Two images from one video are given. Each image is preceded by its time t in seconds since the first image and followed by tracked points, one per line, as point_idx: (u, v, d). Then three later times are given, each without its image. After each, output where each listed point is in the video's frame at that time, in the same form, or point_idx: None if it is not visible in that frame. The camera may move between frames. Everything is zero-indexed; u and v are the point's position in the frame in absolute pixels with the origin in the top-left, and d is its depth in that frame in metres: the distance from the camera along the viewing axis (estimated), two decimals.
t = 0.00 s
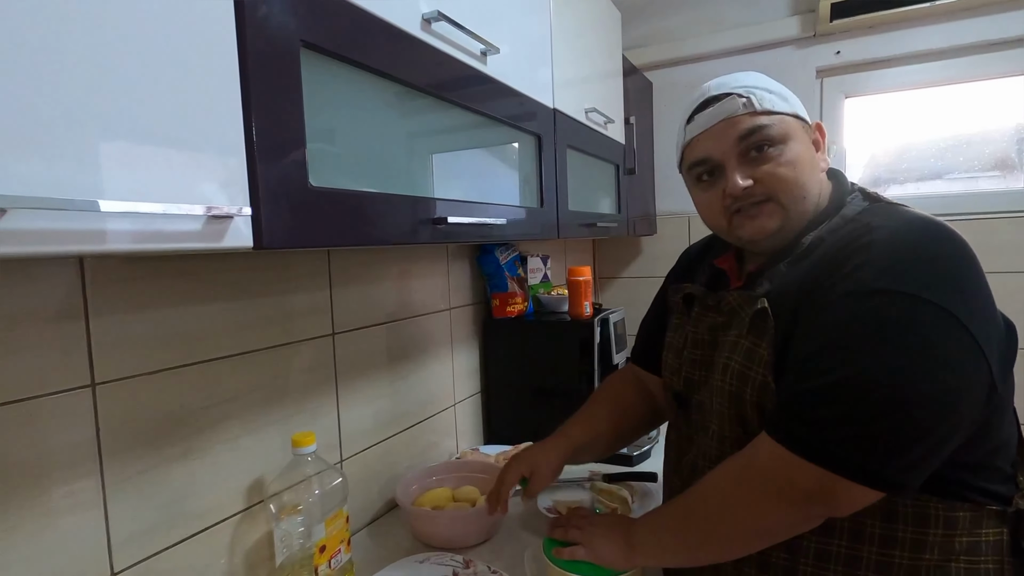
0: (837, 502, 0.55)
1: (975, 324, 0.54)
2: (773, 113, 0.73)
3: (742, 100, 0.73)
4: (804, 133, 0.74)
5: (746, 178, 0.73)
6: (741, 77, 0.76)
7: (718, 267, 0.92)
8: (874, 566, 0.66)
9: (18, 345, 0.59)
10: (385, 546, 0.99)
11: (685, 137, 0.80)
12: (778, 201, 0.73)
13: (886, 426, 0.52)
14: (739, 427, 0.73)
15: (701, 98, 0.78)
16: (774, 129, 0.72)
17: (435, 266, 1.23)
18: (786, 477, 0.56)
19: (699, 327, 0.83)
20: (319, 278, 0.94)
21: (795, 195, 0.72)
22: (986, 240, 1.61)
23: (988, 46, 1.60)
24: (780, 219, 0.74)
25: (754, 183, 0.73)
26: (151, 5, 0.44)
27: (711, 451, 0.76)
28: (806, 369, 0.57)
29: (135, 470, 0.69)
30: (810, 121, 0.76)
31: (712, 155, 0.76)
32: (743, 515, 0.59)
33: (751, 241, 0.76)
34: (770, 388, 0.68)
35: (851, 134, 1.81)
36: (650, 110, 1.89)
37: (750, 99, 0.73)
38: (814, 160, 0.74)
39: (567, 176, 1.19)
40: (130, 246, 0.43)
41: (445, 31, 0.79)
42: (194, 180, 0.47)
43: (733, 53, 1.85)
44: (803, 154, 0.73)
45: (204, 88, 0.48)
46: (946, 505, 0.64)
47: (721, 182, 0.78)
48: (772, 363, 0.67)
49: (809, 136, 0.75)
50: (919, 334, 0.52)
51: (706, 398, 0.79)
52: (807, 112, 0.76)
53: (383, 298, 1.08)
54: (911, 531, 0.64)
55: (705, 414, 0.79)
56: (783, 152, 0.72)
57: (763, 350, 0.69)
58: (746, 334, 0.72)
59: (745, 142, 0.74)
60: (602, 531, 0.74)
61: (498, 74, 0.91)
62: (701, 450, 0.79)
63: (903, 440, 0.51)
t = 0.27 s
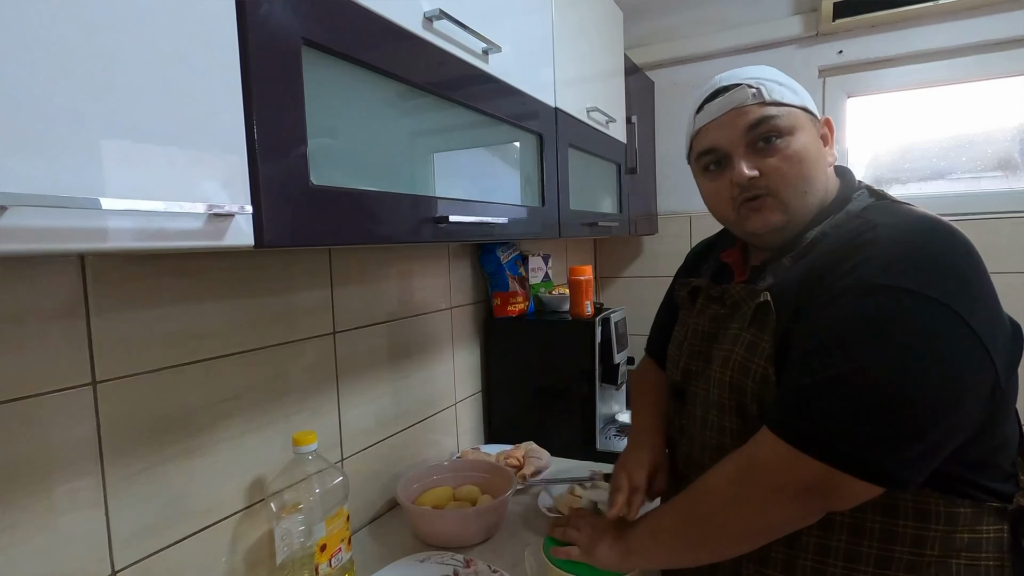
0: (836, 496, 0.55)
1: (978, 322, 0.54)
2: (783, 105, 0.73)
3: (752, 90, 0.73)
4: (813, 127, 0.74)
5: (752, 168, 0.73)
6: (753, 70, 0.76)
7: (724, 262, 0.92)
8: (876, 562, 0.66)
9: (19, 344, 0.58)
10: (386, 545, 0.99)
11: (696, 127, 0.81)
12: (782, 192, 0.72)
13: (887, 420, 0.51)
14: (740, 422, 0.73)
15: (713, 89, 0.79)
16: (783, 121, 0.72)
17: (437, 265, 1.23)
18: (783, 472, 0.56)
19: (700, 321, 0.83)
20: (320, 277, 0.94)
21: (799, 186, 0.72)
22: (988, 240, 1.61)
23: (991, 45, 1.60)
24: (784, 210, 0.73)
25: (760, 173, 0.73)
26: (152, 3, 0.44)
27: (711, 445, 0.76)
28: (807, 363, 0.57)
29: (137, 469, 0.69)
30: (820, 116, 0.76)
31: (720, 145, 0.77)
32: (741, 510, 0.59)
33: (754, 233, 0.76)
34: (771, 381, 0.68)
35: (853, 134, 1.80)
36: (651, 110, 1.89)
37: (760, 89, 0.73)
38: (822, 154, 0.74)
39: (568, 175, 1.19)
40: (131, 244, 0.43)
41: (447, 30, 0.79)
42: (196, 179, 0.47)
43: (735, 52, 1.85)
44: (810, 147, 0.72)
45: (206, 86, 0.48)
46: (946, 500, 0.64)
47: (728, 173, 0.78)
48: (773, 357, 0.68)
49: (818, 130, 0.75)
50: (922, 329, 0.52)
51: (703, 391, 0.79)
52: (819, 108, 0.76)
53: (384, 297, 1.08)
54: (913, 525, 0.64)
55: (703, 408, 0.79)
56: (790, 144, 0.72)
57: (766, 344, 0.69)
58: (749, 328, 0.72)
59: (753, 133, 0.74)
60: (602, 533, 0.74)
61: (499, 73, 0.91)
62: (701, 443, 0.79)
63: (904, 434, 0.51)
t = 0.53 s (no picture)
0: (841, 514, 0.55)
1: (978, 331, 0.53)
2: (766, 131, 0.72)
3: (734, 120, 0.72)
4: (798, 146, 0.74)
5: (745, 202, 0.73)
6: (733, 91, 0.74)
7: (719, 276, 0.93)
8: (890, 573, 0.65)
9: (17, 346, 0.58)
10: (386, 547, 0.99)
11: (677, 160, 0.80)
12: (776, 221, 0.72)
13: (891, 441, 0.51)
14: (742, 434, 0.73)
15: (691, 119, 0.77)
16: (768, 149, 0.72)
17: (435, 266, 1.23)
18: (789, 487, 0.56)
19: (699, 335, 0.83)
20: (319, 278, 0.94)
21: (793, 212, 0.72)
22: (986, 239, 1.61)
23: (986, 45, 1.60)
24: (779, 237, 0.74)
25: (753, 206, 0.72)
26: (148, 4, 0.44)
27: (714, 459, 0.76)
28: (809, 381, 0.56)
29: (135, 472, 0.69)
30: (802, 133, 0.75)
31: (707, 180, 0.76)
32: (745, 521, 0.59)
33: (752, 256, 0.77)
34: (771, 400, 0.68)
35: (850, 134, 1.81)
36: (649, 110, 1.89)
37: (741, 118, 0.72)
38: (810, 173, 0.74)
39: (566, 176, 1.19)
40: (128, 246, 0.43)
41: (444, 31, 0.79)
42: (193, 181, 0.47)
43: (732, 53, 1.85)
44: (798, 170, 0.72)
45: (203, 89, 0.48)
46: (957, 509, 0.64)
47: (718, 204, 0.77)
48: (771, 375, 0.68)
49: (802, 149, 0.75)
50: (921, 346, 0.51)
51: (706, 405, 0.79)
52: (799, 124, 0.76)
53: (382, 299, 1.08)
54: (925, 536, 0.64)
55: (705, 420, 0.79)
56: (779, 172, 0.72)
57: (762, 360, 0.69)
58: (746, 345, 0.71)
59: (740, 165, 0.73)
60: (605, 527, 0.74)
61: (497, 74, 0.91)
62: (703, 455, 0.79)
63: (908, 454, 0.51)
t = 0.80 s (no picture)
0: (828, 491, 0.55)
1: (974, 319, 0.54)
2: (782, 107, 0.72)
3: (751, 93, 0.73)
4: (812, 127, 0.74)
5: (752, 171, 0.73)
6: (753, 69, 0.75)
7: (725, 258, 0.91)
8: (863, 557, 0.66)
9: (16, 346, 0.58)
10: (385, 546, 0.99)
11: (695, 128, 0.80)
12: (781, 194, 0.73)
13: (882, 416, 0.51)
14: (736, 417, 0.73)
15: (711, 90, 0.78)
16: (782, 123, 0.72)
17: (434, 265, 1.23)
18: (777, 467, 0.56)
19: (699, 316, 0.84)
20: (318, 278, 0.94)
21: (798, 187, 0.72)
22: (985, 238, 1.61)
23: (985, 44, 1.61)
24: (782, 211, 0.73)
25: (760, 176, 0.73)
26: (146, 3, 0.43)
27: (705, 439, 0.76)
28: (802, 357, 0.57)
29: (135, 470, 0.69)
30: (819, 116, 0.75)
31: (720, 148, 0.76)
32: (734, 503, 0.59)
33: (752, 232, 0.77)
34: (767, 377, 0.68)
35: (850, 133, 1.81)
36: (648, 109, 1.89)
37: (758, 92, 0.73)
38: (820, 155, 0.74)
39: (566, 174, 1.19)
40: (127, 245, 0.43)
41: (443, 30, 0.79)
42: (192, 180, 0.47)
43: (731, 52, 1.85)
44: (809, 148, 0.72)
45: (202, 87, 0.48)
46: (939, 498, 0.64)
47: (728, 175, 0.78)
48: (769, 354, 0.68)
49: (817, 130, 0.75)
50: (919, 325, 0.52)
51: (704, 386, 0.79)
52: (817, 108, 0.76)
53: (382, 298, 1.08)
54: (902, 523, 0.65)
55: (700, 402, 0.79)
56: (790, 146, 0.72)
57: (762, 339, 0.69)
58: (746, 323, 0.71)
59: (753, 135, 0.73)
60: (602, 526, 0.74)
61: (496, 73, 0.91)
62: (697, 437, 0.79)
63: (897, 430, 0.51)
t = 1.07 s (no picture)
0: (836, 503, 0.55)
1: (976, 324, 0.53)
2: (776, 111, 0.73)
3: (744, 97, 0.73)
4: (807, 130, 0.74)
5: (747, 176, 0.73)
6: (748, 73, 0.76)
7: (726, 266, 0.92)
8: (872, 565, 0.66)
9: (14, 346, 0.58)
10: (384, 546, 0.99)
11: (690, 133, 0.81)
12: (776, 198, 0.73)
13: (884, 427, 0.52)
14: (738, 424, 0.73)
15: (706, 95, 0.78)
16: (776, 127, 0.72)
17: (434, 266, 1.23)
18: (783, 478, 0.56)
19: (703, 322, 0.84)
20: (318, 278, 0.94)
21: (794, 191, 0.72)
22: (984, 239, 1.62)
23: (984, 46, 1.61)
24: (779, 215, 0.74)
25: (755, 180, 0.73)
26: (145, 3, 0.43)
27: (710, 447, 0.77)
28: (802, 368, 0.57)
29: (133, 470, 0.69)
30: (814, 119, 0.75)
31: (715, 152, 0.77)
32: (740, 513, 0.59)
33: (752, 237, 0.77)
34: (764, 385, 0.68)
35: (849, 134, 1.81)
36: (647, 110, 1.89)
37: (751, 96, 0.73)
38: (816, 157, 0.74)
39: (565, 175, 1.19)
40: (126, 245, 0.43)
41: (443, 31, 0.79)
42: (192, 180, 0.47)
43: (731, 53, 1.85)
44: (804, 151, 0.72)
45: (202, 87, 0.48)
46: (946, 505, 0.64)
47: (723, 179, 0.78)
48: (768, 363, 0.68)
49: (812, 133, 0.75)
50: (917, 333, 0.52)
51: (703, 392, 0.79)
52: (813, 111, 0.76)
53: (381, 299, 1.08)
54: (910, 530, 0.65)
55: (701, 408, 0.80)
56: (784, 150, 0.72)
57: (757, 348, 0.69)
58: (744, 332, 0.72)
59: (747, 139, 0.74)
60: (604, 527, 0.74)
61: (496, 74, 0.91)
62: (698, 443, 0.80)
63: (900, 440, 0.51)
